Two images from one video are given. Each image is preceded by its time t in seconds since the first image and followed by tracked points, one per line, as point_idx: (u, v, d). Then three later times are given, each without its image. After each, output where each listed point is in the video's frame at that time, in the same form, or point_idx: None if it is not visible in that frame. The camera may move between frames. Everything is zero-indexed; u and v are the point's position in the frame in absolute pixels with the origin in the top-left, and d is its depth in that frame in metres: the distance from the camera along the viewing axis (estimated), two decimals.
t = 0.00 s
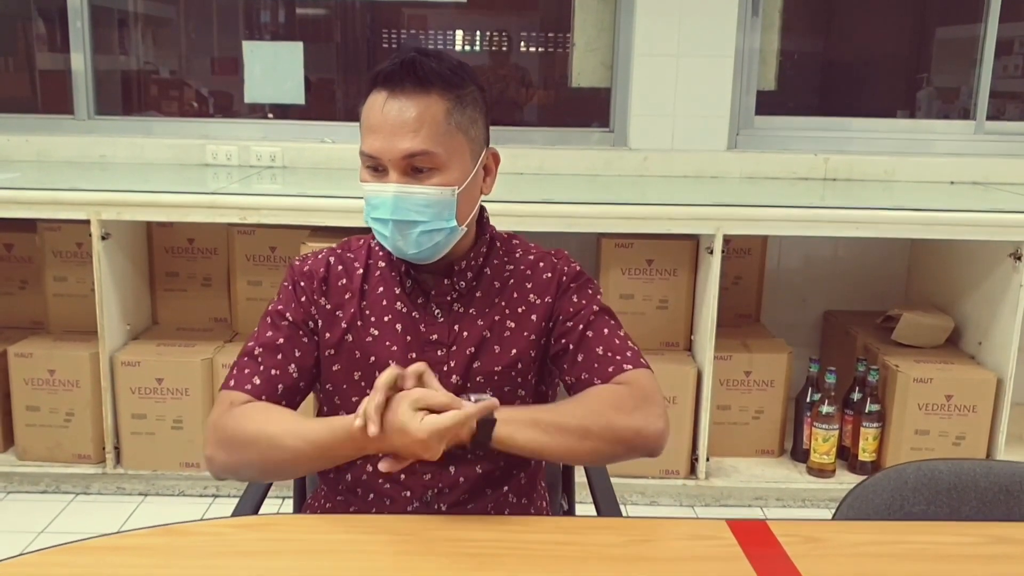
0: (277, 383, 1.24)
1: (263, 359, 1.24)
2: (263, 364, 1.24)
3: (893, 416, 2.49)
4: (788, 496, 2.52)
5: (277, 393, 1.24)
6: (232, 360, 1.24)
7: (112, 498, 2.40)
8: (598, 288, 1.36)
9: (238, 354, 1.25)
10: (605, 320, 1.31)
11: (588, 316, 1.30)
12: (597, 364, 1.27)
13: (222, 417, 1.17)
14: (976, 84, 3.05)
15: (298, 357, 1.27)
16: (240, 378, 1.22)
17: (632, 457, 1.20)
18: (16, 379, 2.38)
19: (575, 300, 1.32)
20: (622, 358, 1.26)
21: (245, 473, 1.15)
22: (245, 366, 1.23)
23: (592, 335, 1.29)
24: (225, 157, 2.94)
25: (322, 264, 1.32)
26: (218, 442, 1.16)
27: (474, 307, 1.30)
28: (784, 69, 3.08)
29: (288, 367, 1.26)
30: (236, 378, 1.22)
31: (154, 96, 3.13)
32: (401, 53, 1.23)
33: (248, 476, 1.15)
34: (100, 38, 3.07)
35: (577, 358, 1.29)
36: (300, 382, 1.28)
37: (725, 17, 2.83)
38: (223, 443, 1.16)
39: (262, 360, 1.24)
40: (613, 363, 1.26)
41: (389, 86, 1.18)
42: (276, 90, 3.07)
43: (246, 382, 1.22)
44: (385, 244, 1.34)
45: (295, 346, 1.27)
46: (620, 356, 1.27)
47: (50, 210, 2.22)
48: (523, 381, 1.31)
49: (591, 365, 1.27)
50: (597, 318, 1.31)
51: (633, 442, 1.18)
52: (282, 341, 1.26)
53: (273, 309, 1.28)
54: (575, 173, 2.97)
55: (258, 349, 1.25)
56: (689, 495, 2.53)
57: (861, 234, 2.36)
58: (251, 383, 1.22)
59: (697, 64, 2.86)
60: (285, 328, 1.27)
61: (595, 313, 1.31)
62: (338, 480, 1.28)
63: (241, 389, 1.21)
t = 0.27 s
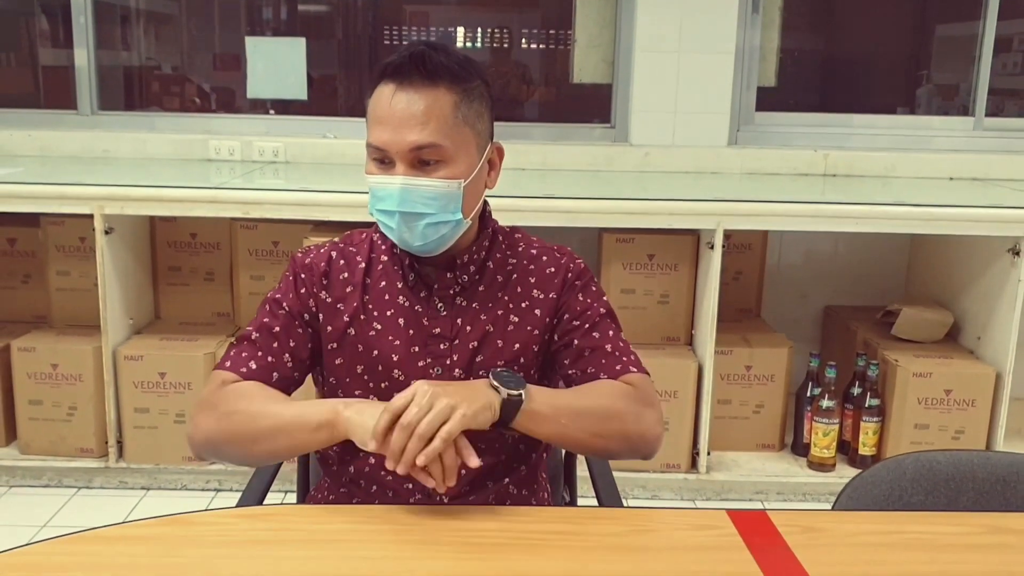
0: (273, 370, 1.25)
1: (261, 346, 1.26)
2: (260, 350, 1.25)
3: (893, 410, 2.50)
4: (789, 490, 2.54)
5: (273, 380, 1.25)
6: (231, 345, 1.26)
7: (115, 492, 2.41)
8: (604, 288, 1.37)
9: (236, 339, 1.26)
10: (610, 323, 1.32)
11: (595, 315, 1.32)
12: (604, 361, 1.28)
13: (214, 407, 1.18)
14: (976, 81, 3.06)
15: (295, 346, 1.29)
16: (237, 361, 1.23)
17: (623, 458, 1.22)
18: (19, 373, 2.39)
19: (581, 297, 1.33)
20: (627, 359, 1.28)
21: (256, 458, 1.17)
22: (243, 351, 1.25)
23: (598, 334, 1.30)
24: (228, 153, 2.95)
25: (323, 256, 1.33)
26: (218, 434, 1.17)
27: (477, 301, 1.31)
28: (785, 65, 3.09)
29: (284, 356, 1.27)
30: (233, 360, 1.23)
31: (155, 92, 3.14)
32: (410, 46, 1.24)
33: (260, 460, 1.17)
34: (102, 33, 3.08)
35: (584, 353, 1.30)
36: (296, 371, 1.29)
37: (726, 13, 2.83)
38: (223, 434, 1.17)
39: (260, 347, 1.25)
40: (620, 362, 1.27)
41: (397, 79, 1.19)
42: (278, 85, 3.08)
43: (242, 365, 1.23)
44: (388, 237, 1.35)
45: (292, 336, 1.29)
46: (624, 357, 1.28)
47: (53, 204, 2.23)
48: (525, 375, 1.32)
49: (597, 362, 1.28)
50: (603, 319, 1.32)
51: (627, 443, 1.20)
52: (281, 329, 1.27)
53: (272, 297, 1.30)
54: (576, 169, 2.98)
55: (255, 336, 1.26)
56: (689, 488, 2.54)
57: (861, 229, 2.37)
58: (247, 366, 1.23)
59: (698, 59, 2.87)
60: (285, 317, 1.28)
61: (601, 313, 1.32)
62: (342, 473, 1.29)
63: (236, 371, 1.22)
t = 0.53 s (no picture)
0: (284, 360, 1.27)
1: (271, 336, 1.27)
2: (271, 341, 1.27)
3: (890, 397, 2.52)
4: (787, 476, 2.57)
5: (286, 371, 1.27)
6: (242, 336, 1.27)
7: (119, 480, 2.43)
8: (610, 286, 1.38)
9: (248, 329, 1.28)
10: (615, 322, 1.33)
11: (601, 312, 1.33)
12: (605, 359, 1.29)
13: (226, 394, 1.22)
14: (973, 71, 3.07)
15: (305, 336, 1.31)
16: (250, 353, 1.25)
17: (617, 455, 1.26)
18: (24, 361, 2.40)
19: (588, 292, 1.35)
20: (628, 358, 1.30)
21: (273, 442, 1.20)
22: (256, 342, 1.26)
23: (602, 332, 1.32)
24: (229, 142, 2.96)
25: (331, 245, 1.35)
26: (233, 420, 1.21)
27: (486, 290, 1.33)
28: (783, 55, 3.10)
29: (295, 346, 1.29)
30: (246, 352, 1.25)
31: (153, 82, 3.13)
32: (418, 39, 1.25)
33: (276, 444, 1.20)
34: (102, 23, 3.08)
35: (586, 349, 1.31)
36: (307, 359, 1.32)
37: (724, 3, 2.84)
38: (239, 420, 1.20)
39: (271, 337, 1.27)
40: (620, 361, 1.29)
41: (407, 71, 1.20)
42: (278, 75, 3.09)
43: (257, 356, 1.24)
44: (396, 225, 1.36)
45: (303, 325, 1.30)
46: (627, 356, 1.30)
47: (57, 193, 2.24)
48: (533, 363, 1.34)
49: (597, 359, 1.30)
50: (608, 316, 1.34)
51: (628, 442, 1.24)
52: (291, 319, 1.29)
53: (281, 287, 1.31)
54: (576, 158, 2.99)
55: (267, 326, 1.27)
56: (688, 475, 2.57)
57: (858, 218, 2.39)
58: (262, 358, 1.24)
59: (696, 49, 2.88)
60: (294, 307, 1.30)
61: (607, 311, 1.34)
62: (350, 456, 1.31)
63: (250, 363, 1.24)
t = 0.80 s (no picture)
0: (295, 343, 1.30)
1: (282, 320, 1.29)
2: (282, 324, 1.29)
3: (886, 382, 2.56)
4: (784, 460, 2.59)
5: (296, 353, 1.30)
6: (253, 319, 1.29)
7: (126, 464, 2.46)
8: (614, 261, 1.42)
9: (258, 313, 1.30)
10: (622, 292, 1.37)
11: (607, 286, 1.37)
12: (617, 328, 1.33)
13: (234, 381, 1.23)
14: (969, 59, 3.10)
15: (315, 320, 1.33)
16: (259, 334, 1.26)
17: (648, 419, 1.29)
18: (30, 347, 2.42)
19: (592, 271, 1.38)
20: (639, 325, 1.33)
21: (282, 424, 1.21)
22: (265, 325, 1.28)
23: (610, 305, 1.35)
24: (231, 130, 2.98)
25: (339, 231, 1.38)
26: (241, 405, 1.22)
27: (492, 272, 1.36)
28: (781, 43, 3.12)
29: (305, 329, 1.32)
30: (254, 333, 1.26)
31: (153, 71, 3.14)
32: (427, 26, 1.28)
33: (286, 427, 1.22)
34: (103, 11, 3.09)
35: (597, 322, 1.35)
36: (316, 343, 1.34)
37: None
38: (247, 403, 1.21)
39: (282, 320, 1.29)
40: (632, 329, 1.33)
41: (417, 57, 1.23)
42: (278, 63, 3.11)
43: (265, 338, 1.26)
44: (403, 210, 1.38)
45: (312, 309, 1.33)
46: (636, 324, 1.33)
47: (63, 181, 2.26)
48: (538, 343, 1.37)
49: (610, 330, 1.33)
50: (614, 289, 1.37)
51: (655, 406, 1.26)
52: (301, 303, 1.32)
53: (291, 272, 1.34)
54: (575, 146, 3.01)
55: (277, 310, 1.30)
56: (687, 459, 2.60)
57: (855, 205, 2.42)
58: (270, 339, 1.26)
59: (695, 38, 2.90)
60: (304, 291, 1.33)
61: (613, 284, 1.37)
62: (361, 436, 1.34)
63: (260, 344, 1.25)
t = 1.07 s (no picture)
0: (300, 349, 1.33)
1: (287, 326, 1.33)
2: (287, 330, 1.32)
3: (878, 376, 2.59)
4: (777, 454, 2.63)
5: (302, 359, 1.33)
6: (259, 327, 1.32)
7: (128, 460, 2.49)
8: (609, 262, 1.45)
9: (263, 320, 1.33)
10: (618, 296, 1.40)
11: (603, 289, 1.40)
12: (612, 335, 1.37)
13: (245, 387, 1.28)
14: (960, 56, 3.13)
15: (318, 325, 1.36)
16: (266, 343, 1.30)
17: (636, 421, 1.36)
18: (33, 345, 2.45)
19: (588, 270, 1.42)
20: (634, 332, 1.37)
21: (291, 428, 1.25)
22: (271, 333, 1.31)
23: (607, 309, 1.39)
24: (230, 130, 3.00)
25: (339, 233, 1.40)
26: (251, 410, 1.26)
27: (489, 271, 1.39)
28: (774, 41, 3.15)
29: (309, 334, 1.35)
30: (263, 343, 1.30)
31: (152, 71, 3.16)
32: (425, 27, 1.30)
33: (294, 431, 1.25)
34: (101, 12, 3.11)
35: (593, 327, 1.38)
36: (320, 348, 1.37)
37: None
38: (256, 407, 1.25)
39: (286, 327, 1.32)
40: (627, 335, 1.37)
41: (415, 57, 1.26)
42: (276, 63, 3.13)
43: (272, 347, 1.30)
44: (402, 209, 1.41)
45: (315, 315, 1.36)
46: (632, 330, 1.37)
47: (64, 181, 2.28)
48: (535, 341, 1.40)
49: (605, 336, 1.37)
50: (610, 292, 1.41)
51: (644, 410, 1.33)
52: (304, 309, 1.34)
53: (293, 278, 1.36)
54: (571, 144, 3.04)
55: (281, 317, 1.33)
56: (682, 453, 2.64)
57: (847, 201, 2.45)
58: (277, 348, 1.30)
59: (689, 36, 2.92)
60: (306, 296, 1.35)
61: (608, 287, 1.41)
62: (361, 429, 1.37)
63: (267, 353, 1.29)
